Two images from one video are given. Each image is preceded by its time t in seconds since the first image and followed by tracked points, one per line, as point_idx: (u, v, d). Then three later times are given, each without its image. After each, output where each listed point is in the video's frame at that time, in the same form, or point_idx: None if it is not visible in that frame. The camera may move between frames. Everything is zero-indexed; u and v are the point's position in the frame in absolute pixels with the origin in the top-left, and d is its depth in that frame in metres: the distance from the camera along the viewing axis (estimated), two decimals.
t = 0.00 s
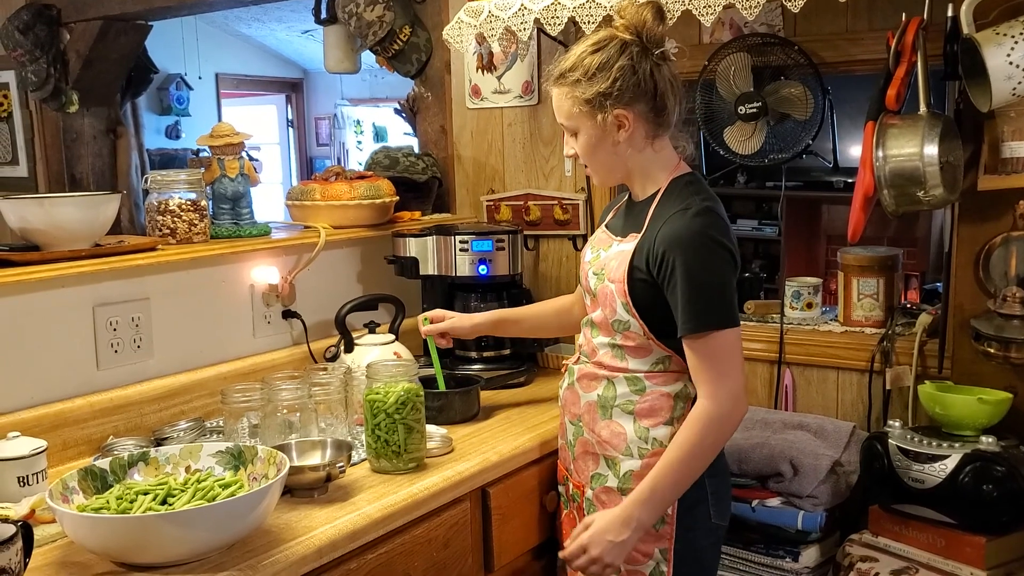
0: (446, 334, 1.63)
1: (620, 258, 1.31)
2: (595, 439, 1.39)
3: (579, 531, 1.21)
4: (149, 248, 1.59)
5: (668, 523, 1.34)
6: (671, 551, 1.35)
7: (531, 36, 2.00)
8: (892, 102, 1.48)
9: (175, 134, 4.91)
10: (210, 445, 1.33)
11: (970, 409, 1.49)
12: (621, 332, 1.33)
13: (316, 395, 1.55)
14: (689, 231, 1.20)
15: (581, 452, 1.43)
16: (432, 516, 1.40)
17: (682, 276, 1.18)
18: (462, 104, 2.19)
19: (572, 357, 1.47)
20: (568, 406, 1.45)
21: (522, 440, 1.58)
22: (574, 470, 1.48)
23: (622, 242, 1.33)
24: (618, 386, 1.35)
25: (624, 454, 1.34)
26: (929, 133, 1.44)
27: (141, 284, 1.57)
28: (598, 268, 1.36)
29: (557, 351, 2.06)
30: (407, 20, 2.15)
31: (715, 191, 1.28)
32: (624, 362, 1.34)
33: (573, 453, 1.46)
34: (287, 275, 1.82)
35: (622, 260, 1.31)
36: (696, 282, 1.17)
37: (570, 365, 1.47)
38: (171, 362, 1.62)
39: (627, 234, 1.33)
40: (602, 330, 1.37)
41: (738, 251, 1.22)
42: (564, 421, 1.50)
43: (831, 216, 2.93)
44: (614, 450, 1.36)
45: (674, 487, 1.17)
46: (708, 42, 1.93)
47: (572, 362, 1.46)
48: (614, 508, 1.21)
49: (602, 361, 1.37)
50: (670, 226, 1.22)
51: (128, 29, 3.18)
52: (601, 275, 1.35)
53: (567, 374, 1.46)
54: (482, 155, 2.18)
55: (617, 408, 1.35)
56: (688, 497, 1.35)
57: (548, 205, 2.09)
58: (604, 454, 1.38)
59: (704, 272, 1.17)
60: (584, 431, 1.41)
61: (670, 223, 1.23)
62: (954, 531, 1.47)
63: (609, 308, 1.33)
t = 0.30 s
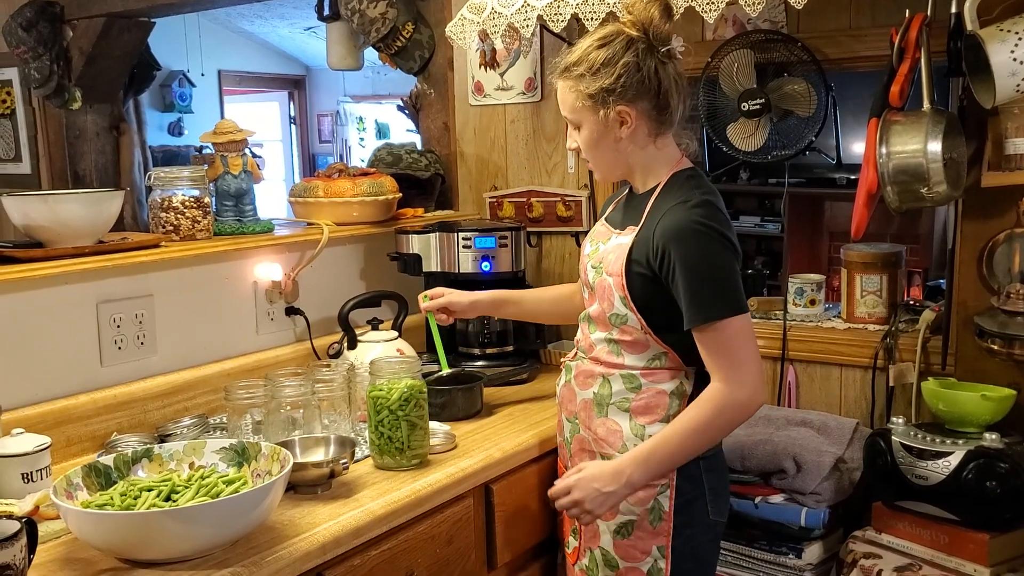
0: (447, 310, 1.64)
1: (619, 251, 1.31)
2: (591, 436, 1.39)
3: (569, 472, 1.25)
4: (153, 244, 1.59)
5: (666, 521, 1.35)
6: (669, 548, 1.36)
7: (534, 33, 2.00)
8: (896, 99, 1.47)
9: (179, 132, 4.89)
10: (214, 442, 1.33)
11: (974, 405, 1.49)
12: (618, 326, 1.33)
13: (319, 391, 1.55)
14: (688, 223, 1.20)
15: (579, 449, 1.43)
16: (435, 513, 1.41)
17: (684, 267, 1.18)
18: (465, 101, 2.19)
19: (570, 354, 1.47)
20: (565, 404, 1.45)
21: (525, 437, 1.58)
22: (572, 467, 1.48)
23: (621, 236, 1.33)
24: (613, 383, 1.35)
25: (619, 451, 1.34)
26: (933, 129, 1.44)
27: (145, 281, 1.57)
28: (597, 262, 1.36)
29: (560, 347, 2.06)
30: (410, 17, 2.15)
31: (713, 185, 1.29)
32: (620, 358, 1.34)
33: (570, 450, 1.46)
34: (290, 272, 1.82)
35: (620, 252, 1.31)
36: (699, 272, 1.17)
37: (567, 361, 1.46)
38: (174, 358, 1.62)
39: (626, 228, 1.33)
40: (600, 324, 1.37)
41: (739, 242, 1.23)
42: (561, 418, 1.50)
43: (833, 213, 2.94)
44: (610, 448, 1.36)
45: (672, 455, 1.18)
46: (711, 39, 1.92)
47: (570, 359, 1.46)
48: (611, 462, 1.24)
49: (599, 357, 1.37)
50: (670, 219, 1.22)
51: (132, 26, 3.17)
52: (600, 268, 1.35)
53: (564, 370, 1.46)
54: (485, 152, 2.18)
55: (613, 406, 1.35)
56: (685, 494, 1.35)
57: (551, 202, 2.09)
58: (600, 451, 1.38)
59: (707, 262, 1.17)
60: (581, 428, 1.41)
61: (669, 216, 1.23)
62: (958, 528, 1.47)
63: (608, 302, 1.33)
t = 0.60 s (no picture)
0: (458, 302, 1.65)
1: (620, 246, 1.31)
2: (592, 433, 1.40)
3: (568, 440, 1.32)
4: (156, 241, 1.59)
5: (666, 517, 1.35)
6: (669, 544, 1.36)
7: (537, 29, 2.00)
8: (899, 95, 1.48)
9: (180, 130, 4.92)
10: (218, 438, 1.33)
11: (977, 402, 1.49)
12: (619, 322, 1.33)
13: (323, 388, 1.55)
14: (690, 219, 1.20)
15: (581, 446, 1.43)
16: (438, 509, 1.41)
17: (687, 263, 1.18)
18: (468, 97, 2.18)
19: (571, 350, 1.47)
20: (566, 400, 1.45)
21: (527, 433, 1.58)
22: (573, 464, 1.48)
23: (621, 231, 1.33)
24: (614, 379, 1.35)
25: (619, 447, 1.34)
26: (937, 125, 1.43)
27: (149, 278, 1.57)
28: (598, 257, 1.36)
29: (563, 344, 2.06)
30: (413, 14, 2.15)
31: (714, 179, 1.29)
32: (621, 355, 1.34)
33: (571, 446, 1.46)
34: (294, 269, 1.82)
35: (621, 248, 1.31)
36: (701, 268, 1.17)
37: (568, 358, 1.46)
38: (178, 355, 1.63)
39: (627, 223, 1.33)
40: (600, 321, 1.37)
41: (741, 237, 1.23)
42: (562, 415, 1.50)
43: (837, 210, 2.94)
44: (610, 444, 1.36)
45: (668, 440, 1.22)
46: (715, 35, 1.92)
47: (570, 355, 1.46)
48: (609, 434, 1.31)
49: (599, 353, 1.37)
50: (672, 215, 1.22)
51: (135, 23, 3.04)
52: (601, 264, 1.35)
53: (565, 367, 1.46)
54: (488, 148, 2.18)
55: (614, 403, 1.35)
56: (686, 490, 1.35)
57: (554, 199, 2.09)
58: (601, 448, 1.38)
59: (709, 258, 1.17)
60: (582, 424, 1.41)
61: (671, 212, 1.23)
62: (961, 525, 1.47)
63: (608, 298, 1.33)
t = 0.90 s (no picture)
0: (484, 308, 1.68)
1: (621, 245, 1.32)
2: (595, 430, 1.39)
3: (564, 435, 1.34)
4: (161, 239, 1.60)
5: (669, 515, 1.36)
6: (672, 542, 1.36)
7: (540, 26, 2.00)
8: (903, 92, 1.47)
9: (185, 126, 4.91)
10: (222, 435, 1.34)
11: (981, 399, 1.49)
12: (621, 320, 1.33)
13: (327, 385, 1.56)
14: (694, 219, 1.20)
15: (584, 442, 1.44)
16: (442, 506, 1.41)
17: (690, 264, 1.18)
18: (472, 94, 2.19)
19: (574, 348, 1.47)
20: (570, 398, 1.45)
21: (531, 430, 1.59)
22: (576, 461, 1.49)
23: (624, 229, 1.33)
24: (617, 377, 1.35)
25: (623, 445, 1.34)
26: (941, 123, 1.43)
27: (153, 276, 1.57)
28: (601, 255, 1.36)
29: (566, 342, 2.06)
30: (416, 11, 2.15)
31: (717, 179, 1.29)
32: (624, 353, 1.34)
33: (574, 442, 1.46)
34: (297, 266, 1.83)
35: (622, 247, 1.31)
36: (704, 269, 1.17)
37: (572, 355, 1.46)
38: (182, 352, 1.63)
39: (630, 221, 1.34)
40: (602, 319, 1.37)
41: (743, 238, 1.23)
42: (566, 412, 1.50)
43: (840, 207, 2.94)
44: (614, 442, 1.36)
45: (662, 439, 1.23)
46: (718, 32, 1.92)
47: (574, 352, 1.46)
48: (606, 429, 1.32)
49: (602, 351, 1.38)
50: (675, 215, 1.22)
51: (139, 21, 2.91)
52: (603, 262, 1.35)
53: (569, 364, 1.46)
54: (492, 145, 2.18)
55: (617, 400, 1.35)
56: (689, 488, 1.35)
57: (558, 196, 2.09)
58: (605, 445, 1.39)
59: (711, 259, 1.17)
60: (586, 421, 1.41)
61: (674, 212, 1.23)
62: (965, 522, 1.47)
63: (610, 296, 1.33)
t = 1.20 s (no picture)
0: (489, 302, 1.68)
1: (625, 240, 1.31)
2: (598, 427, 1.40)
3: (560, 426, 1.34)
4: (163, 235, 1.60)
5: (671, 511, 1.36)
6: (674, 538, 1.36)
7: (543, 23, 2.00)
8: (906, 88, 1.47)
9: (187, 123, 4.90)
10: (224, 431, 1.34)
11: (984, 395, 1.49)
12: (622, 316, 1.33)
13: (329, 381, 1.56)
14: (694, 213, 1.20)
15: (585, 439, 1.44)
16: (445, 502, 1.41)
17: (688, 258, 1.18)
18: (474, 91, 2.19)
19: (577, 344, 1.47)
20: (573, 394, 1.45)
21: (534, 426, 1.59)
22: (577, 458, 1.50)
23: (626, 225, 1.33)
24: (618, 373, 1.35)
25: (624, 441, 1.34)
26: (943, 119, 1.43)
27: (156, 272, 1.58)
28: (604, 251, 1.36)
29: (569, 338, 2.06)
30: (419, 7, 2.14)
31: (718, 174, 1.29)
32: (625, 348, 1.35)
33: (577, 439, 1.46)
34: (300, 263, 1.83)
35: (625, 242, 1.31)
36: (702, 263, 1.17)
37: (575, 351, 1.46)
38: (185, 349, 1.63)
39: (632, 217, 1.34)
40: (605, 314, 1.37)
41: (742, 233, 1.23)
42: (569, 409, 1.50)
43: (843, 204, 2.94)
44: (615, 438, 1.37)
45: (658, 431, 1.23)
46: (720, 29, 1.92)
47: (577, 348, 1.46)
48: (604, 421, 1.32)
49: (604, 347, 1.38)
50: (674, 209, 1.22)
51: (141, 17, 2.79)
52: (606, 257, 1.35)
53: (572, 360, 1.46)
54: (494, 142, 2.18)
55: (618, 396, 1.36)
56: (691, 484, 1.35)
57: (560, 192, 2.09)
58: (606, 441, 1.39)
59: (709, 253, 1.17)
60: (588, 418, 1.41)
61: (674, 206, 1.23)
62: (966, 518, 1.47)
63: (612, 292, 1.33)
